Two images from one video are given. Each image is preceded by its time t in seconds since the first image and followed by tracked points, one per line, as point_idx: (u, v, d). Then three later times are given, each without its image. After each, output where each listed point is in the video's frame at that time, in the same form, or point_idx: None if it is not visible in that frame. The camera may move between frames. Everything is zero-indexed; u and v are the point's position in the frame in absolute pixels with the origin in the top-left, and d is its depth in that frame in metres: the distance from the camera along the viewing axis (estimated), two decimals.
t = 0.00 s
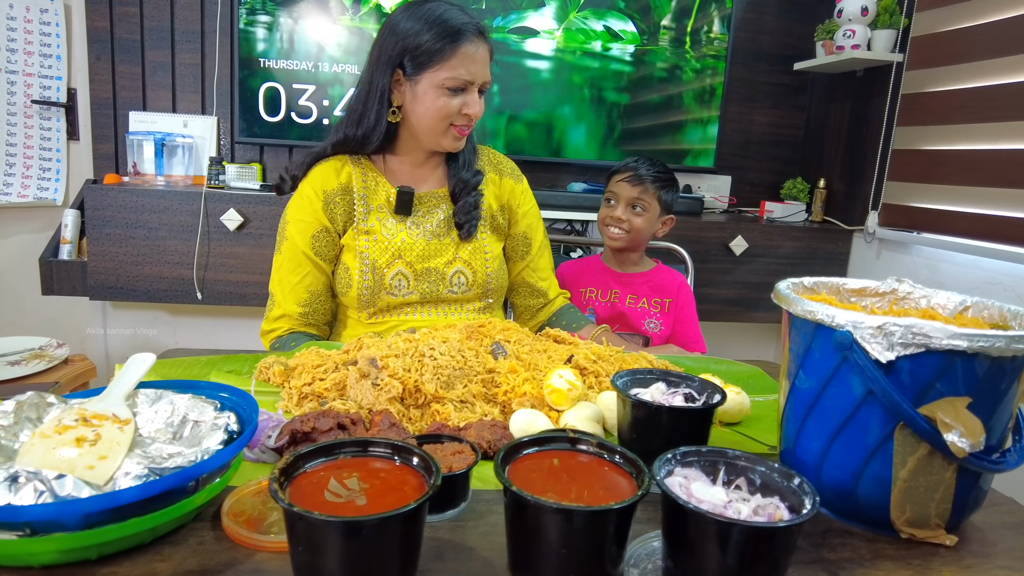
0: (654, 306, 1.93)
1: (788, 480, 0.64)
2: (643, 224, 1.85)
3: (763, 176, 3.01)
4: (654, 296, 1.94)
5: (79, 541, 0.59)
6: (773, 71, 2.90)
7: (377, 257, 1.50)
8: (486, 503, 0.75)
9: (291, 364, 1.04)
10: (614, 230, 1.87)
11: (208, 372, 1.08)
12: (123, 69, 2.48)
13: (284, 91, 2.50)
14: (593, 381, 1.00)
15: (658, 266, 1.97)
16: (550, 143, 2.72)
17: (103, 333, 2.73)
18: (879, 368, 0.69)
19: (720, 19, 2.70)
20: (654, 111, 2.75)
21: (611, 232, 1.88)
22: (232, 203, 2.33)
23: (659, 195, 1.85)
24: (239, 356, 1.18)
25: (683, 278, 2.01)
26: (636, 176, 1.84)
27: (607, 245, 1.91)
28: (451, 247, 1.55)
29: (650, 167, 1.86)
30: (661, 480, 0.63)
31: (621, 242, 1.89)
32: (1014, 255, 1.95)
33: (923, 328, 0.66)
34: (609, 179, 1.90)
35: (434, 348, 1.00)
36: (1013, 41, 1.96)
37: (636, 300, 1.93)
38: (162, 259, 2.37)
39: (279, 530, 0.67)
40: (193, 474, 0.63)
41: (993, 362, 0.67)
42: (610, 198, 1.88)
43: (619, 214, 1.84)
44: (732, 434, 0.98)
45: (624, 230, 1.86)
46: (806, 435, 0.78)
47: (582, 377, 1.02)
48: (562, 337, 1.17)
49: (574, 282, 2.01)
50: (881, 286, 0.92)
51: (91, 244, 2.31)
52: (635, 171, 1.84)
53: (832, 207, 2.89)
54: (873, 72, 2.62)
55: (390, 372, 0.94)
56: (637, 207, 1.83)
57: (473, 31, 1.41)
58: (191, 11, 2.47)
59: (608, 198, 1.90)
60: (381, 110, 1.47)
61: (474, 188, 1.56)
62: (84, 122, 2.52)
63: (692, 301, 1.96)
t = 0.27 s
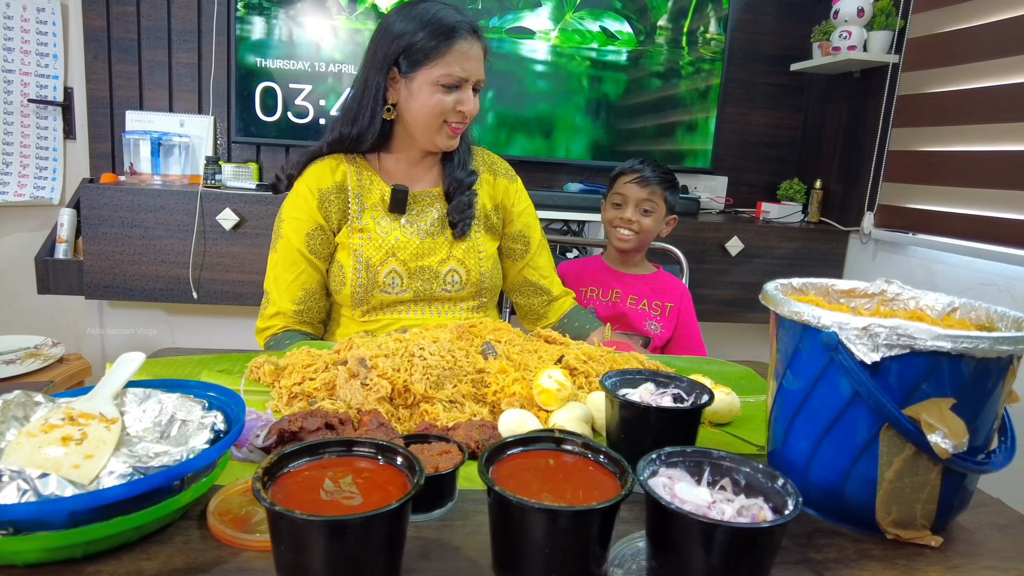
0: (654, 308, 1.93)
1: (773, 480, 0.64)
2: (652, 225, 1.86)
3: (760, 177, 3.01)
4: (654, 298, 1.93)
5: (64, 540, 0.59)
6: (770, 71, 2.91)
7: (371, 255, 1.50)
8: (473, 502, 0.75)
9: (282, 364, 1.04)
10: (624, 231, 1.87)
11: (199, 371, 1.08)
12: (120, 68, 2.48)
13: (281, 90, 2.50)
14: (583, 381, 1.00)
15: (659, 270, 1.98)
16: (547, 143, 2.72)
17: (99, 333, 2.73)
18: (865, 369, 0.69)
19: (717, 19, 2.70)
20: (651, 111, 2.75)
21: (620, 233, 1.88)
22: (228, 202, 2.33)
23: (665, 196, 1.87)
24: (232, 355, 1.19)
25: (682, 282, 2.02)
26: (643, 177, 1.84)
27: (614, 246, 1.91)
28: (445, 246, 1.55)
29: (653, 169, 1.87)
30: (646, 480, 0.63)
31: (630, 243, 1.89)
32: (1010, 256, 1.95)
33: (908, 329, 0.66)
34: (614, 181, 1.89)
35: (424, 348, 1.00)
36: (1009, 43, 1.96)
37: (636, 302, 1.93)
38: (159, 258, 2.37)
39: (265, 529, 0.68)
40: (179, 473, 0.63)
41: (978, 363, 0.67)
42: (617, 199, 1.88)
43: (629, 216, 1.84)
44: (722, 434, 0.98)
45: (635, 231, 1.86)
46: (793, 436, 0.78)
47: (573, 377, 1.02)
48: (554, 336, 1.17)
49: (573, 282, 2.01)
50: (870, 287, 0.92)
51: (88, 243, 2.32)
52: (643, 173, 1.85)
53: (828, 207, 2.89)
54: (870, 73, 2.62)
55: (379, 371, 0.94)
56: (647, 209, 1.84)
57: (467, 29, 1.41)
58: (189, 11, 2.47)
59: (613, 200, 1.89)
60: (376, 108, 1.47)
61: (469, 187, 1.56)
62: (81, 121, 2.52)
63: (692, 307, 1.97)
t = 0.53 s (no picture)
0: (657, 309, 1.93)
1: (781, 480, 0.64)
2: (662, 229, 1.88)
3: (761, 177, 3.01)
4: (657, 299, 1.93)
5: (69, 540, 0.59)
6: (772, 71, 2.90)
7: (376, 253, 1.49)
8: (478, 502, 0.75)
9: (285, 363, 1.04)
10: (636, 237, 1.88)
11: (202, 370, 1.08)
12: (121, 67, 2.48)
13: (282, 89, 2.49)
14: (587, 381, 1.00)
15: (663, 272, 1.98)
16: (548, 143, 2.72)
17: (100, 333, 2.72)
18: (872, 368, 0.69)
19: (719, 19, 2.70)
20: (652, 111, 2.75)
21: (632, 239, 1.89)
22: (229, 201, 2.32)
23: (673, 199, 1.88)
24: (235, 354, 1.18)
25: (685, 284, 2.01)
26: (653, 182, 1.83)
27: (625, 251, 1.91)
28: (450, 245, 1.54)
29: (662, 173, 1.85)
30: (653, 480, 0.63)
31: (641, 247, 1.91)
32: (1011, 256, 1.95)
33: (915, 328, 0.66)
34: (623, 185, 1.87)
35: (428, 348, 1.00)
36: (1011, 43, 1.96)
37: (639, 303, 1.93)
38: (160, 257, 2.37)
39: (271, 529, 0.67)
40: (184, 472, 0.63)
41: (986, 363, 0.67)
42: (627, 205, 1.86)
43: (642, 222, 1.84)
44: (727, 434, 0.98)
45: (646, 237, 1.88)
46: (800, 436, 0.78)
47: (577, 377, 1.02)
48: (558, 336, 1.17)
49: (577, 282, 2.01)
50: (875, 287, 0.92)
51: (88, 242, 2.31)
52: (654, 179, 1.83)
53: (829, 207, 2.89)
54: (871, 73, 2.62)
55: (384, 371, 0.93)
56: (658, 214, 1.85)
57: (466, 16, 1.42)
58: (190, 10, 2.47)
59: (622, 204, 1.87)
60: (383, 102, 1.47)
61: (475, 187, 1.56)
62: (82, 120, 2.52)
63: (694, 309, 1.96)
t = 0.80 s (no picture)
0: (660, 308, 1.93)
1: (788, 479, 0.64)
2: (663, 231, 1.89)
3: (762, 177, 3.01)
4: (660, 299, 1.94)
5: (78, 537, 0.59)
6: (773, 71, 2.90)
7: (384, 252, 1.49)
8: (484, 500, 0.75)
9: (290, 361, 1.04)
10: (638, 241, 1.88)
11: (207, 369, 1.08)
12: (123, 66, 2.48)
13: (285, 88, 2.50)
14: (592, 380, 1.00)
15: (664, 272, 1.98)
16: (550, 142, 2.72)
17: (102, 332, 2.72)
18: (879, 367, 0.69)
19: (720, 19, 2.70)
20: (654, 111, 2.75)
21: (634, 242, 1.90)
22: (231, 201, 2.32)
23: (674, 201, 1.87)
24: (240, 353, 1.18)
25: (687, 283, 2.01)
26: (654, 186, 1.82)
27: (627, 254, 1.92)
28: (457, 244, 1.54)
29: (663, 176, 1.84)
30: (660, 478, 0.63)
31: (643, 249, 1.92)
32: (1014, 256, 1.95)
33: (922, 327, 0.66)
34: (625, 189, 1.86)
35: (434, 346, 1.00)
36: (1014, 43, 1.96)
37: (642, 303, 1.93)
38: (162, 256, 2.37)
39: (278, 527, 0.67)
40: (192, 470, 0.63)
41: (993, 362, 0.67)
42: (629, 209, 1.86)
43: (645, 226, 1.85)
44: (731, 433, 0.98)
45: (649, 240, 1.88)
46: (806, 434, 0.78)
47: (582, 376, 1.02)
48: (562, 334, 1.17)
49: (578, 283, 2.01)
50: (880, 286, 0.92)
51: (90, 241, 2.31)
52: (656, 184, 1.82)
53: (831, 207, 2.89)
54: (873, 73, 2.62)
55: (389, 369, 0.93)
56: (660, 217, 1.85)
57: (470, 14, 1.42)
58: (192, 9, 2.47)
59: (623, 208, 1.86)
60: (389, 96, 1.46)
61: (482, 187, 1.56)
62: (84, 120, 2.52)
63: (697, 307, 1.96)
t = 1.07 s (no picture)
0: (658, 308, 1.93)
1: (778, 478, 0.64)
2: (660, 231, 1.90)
3: (760, 178, 3.02)
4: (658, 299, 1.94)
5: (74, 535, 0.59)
6: (772, 72, 2.91)
7: (379, 249, 1.50)
8: (479, 499, 0.75)
9: (287, 361, 1.05)
10: (637, 242, 1.89)
11: (204, 368, 1.09)
12: (122, 66, 2.49)
13: (284, 88, 2.50)
14: (587, 380, 1.01)
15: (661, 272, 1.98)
16: (547, 143, 2.72)
17: (102, 331, 2.73)
18: (869, 367, 0.70)
19: (719, 20, 2.70)
20: (652, 112, 2.75)
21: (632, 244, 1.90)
22: (230, 201, 2.33)
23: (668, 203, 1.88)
24: (239, 352, 1.19)
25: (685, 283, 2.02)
26: (648, 187, 1.84)
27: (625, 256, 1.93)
28: (452, 242, 1.55)
29: (656, 177, 1.86)
30: (651, 478, 0.63)
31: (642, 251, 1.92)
32: (1011, 257, 1.96)
33: (912, 328, 0.66)
34: (619, 193, 1.88)
35: (429, 346, 1.00)
36: (1011, 44, 1.97)
37: (640, 303, 1.94)
38: (161, 256, 2.37)
39: (273, 525, 0.68)
40: (187, 468, 0.63)
41: (983, 362, 0.67)
42: (625, 211, 1.87)
43: (640, 228, 1.86)
44: (726, 433, 0.98)
45: (646, 241, 1.89)
46: (798, 434, 0.79)
47: (577, 376, 1.02)
48: (558, 335, 1.17)
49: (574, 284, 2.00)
50: (873, 287, 0.92)
51: (90, 241, 2.32)
52: (649, 184, 1.84)
53: (829, 208, 2.90)
54: (872, 74, 2.63)
55: (385, 369, 0.94)
56: (656, 218, 1.86)
57: (472, 21, 1.43)
58: (191, 9, 2.47)
59: (619, 211, 1.89)
60: (389, 98, 1.46)
61: (477, 185, 1.57)
62: (83, 120, 2.52)
63: (694, 307, 1.97)
